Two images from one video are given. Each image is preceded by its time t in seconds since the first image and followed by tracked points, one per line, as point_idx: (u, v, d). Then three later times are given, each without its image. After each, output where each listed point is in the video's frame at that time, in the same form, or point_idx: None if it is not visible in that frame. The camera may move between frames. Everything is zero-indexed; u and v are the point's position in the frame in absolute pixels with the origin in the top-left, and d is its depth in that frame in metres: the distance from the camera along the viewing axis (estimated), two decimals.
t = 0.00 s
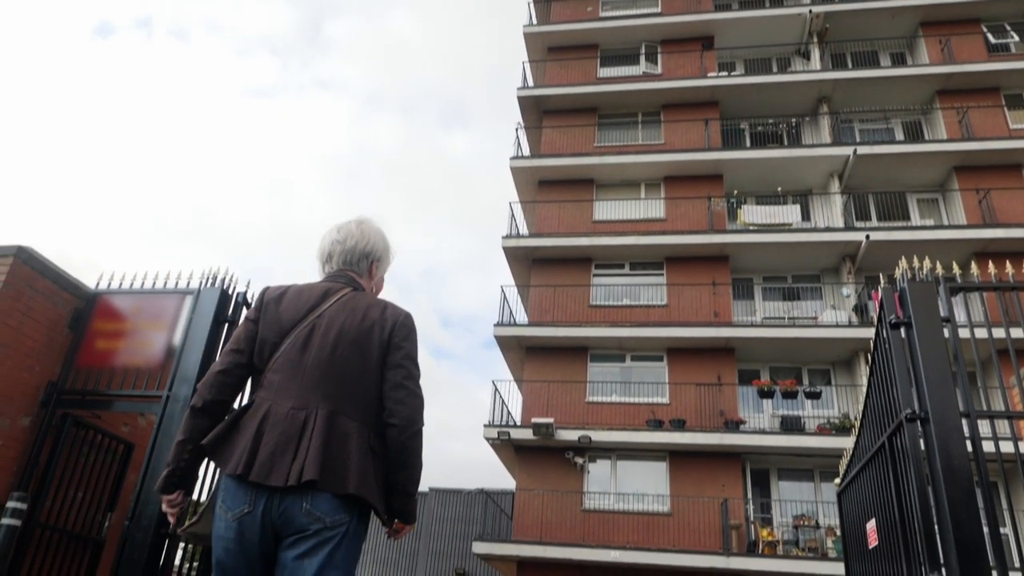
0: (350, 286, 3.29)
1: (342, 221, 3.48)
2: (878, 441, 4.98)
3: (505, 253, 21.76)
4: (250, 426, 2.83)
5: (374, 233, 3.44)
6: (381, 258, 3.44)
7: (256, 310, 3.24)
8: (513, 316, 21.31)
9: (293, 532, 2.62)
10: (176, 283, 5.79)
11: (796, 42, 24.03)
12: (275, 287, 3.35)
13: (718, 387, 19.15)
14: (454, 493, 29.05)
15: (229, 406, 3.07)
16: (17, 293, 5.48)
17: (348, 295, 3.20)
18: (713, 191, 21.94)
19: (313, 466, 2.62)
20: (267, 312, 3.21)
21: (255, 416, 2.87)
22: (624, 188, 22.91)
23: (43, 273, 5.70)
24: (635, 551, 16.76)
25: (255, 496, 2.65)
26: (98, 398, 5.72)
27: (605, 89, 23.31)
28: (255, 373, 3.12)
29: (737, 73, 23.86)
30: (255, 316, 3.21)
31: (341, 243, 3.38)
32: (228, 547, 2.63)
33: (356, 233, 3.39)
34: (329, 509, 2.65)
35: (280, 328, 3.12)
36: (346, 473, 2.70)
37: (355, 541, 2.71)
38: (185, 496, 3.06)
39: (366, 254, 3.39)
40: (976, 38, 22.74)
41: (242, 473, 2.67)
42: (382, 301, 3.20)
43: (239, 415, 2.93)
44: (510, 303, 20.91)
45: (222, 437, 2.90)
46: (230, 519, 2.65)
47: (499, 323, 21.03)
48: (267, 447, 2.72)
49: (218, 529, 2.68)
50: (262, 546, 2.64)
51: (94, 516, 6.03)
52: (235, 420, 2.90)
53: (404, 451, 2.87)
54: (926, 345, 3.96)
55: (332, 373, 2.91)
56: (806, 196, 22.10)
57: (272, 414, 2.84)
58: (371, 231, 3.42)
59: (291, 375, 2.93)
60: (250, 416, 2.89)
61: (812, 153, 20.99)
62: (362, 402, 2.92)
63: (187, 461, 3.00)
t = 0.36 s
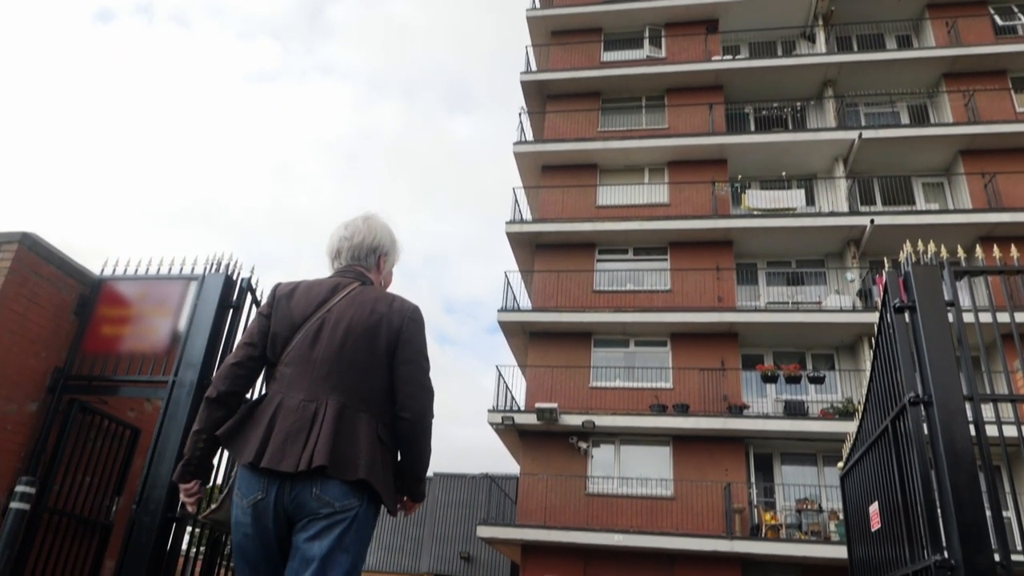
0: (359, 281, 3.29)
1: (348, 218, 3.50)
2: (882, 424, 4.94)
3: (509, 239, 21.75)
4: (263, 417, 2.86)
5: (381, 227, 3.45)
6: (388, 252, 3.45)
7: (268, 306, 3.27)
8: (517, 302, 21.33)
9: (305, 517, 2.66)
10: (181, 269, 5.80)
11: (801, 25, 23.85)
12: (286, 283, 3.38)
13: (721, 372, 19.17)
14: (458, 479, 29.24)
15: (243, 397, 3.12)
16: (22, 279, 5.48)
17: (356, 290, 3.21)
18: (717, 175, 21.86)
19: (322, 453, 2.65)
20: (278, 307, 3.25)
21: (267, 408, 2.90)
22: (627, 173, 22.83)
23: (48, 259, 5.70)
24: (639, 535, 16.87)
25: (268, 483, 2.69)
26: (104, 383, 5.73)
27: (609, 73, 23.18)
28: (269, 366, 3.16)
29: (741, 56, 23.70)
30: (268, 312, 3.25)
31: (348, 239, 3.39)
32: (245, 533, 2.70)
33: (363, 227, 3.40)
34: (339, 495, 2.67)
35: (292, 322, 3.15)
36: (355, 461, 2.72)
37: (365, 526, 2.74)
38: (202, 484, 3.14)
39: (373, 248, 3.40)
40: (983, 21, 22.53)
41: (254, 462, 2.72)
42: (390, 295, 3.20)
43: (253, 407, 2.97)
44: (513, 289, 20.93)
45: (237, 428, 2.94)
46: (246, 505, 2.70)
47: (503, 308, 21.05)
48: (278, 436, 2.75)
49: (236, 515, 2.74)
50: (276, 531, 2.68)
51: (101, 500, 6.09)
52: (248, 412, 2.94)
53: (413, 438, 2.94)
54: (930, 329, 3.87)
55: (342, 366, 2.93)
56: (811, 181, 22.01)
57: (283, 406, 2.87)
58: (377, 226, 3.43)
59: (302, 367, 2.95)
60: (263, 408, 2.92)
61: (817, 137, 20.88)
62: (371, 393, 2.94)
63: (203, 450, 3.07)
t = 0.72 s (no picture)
0: (365, 277, 3.30)
1: (353, 215, 3.52)
2: (883, 409, 4.95)
3: (511, 225, 21.73)
4: (275, 411, 2.90)
5: (385, 224, 3.46)
6: (393, 247, 3.46)
7: (278, 302, 3.30)
8: (519, 288, 21.33)
9: (315, 505, 2.69)
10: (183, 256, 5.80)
11: (805, 9, 23.67)
12: (294, 280, 3.40)
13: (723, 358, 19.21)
14: (461, 464, 29.41)
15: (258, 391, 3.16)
16: (25, 266, 5.47)
17: (362, 284, 3.22)
18: (720, 161, 21.79)
19: (331, 442, 2.68)
20: (287, 304, 3.27)
21: (279, 403, 2.94)
22: (630, 158, 22.77)
23: (50, 245, 5.68)
24: (641, 519, 16.96)
25: (279, 472, 2.74)
26: (109, 369, 5.74)
27: (611, 58, 23.05)
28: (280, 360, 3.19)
29: (745, 40, 23.54)
30: (278, 308, 3.28)
31: (353, 237, 3.41)
32: (259, 521, 2.74)
33: (368, 224, 3.42)
34: (347, 482, 2.70)
35: (300, 319, 3.18)
36: (363, 450, 2.75)
37: (375, 513, 2.76)
38: (221, 476, 3.17)
39: (377, 245, 3.41)
40: (989, 4, 22.34)
41: (266, 452, 2.76)
42: (395, 289, 3.20)
43: (265, 401, 3.02)
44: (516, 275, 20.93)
45: (250, 422, 2.98)
46: (260, 495, 2.75)
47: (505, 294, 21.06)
48: (289, 428, 2.79)
49: (251, 505, 2.79)
50: (287, 519, 2.72)
51: (108, 484, 6.14)
52: (261, 405, 2.99)
53: (421, 427, 3.00)
54: (932, 315, 3.85)
55: (349, 359, 2.95)
56: (814, 166, 21.94)
57: (293, 400, 2.90)
58: (381, 222, 3.44)
59: (311, 362, 2.98)
60: (275, 402, 2.96)
61: (820, 122, 20.78)
62: (377, 384, 2.96)
63: (221, 443, 3.12)
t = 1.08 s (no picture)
0: (370, 273, 3.31)
1: (357, 214, 3.52)
2: (886, 394, 4.95)
3: (514, 212, 21.70)
4: (287, 407, 2.93)
5: (389, 222, 3.46)
6: (397, 244, 3.46)
7: (287, 300, 3.31)
8: (522, 275, 21.34)
9: (325, 494, 2.73)
10: (186, 244, 5.80)
11: None
12: (302, 277, 3.41)
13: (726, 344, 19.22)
14: (464, 451, 29.55)
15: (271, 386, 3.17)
16: (29, 254, 5.47)
17: (367, 281, 3.23)
18: (723, 147, 21.71)
19: (342, 435, 2.72)
20: (296, 301, 3.28)
21: (290, 399, 2.97)
22: (633, 145, 22.70)
23: (54, 233, 5.68)
24: (643, 505, 17.04)
25: (290, 464, 2.77)
26: (114, 356, 5.74)
27: (614, 44, 22.92)
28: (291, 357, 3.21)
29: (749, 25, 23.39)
30: (287, 305, 3.29)
31: (357, 235, 3.42)
32: (270, 512, 2.77)
33: (372, 222, 3.42)
34: (355, 471, 2.73)
35: (309, 316, 3.19)
36: (372, 441, 2.78)
37: (383, 501, 2.79)
38: (242, 472, 3.21)
39: (381, 242, 3.41)
40: None
41: (278, 446, 2.79)
42: (400, 285, 3.21)
43: (277, 397, 3.05)
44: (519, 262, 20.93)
45: (262, 417, 3.01)
46: (271, 486, 2.78)
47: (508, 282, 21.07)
48: (300, 423, 2.82)
49: (263, 497, 2.82)
50: (297, 508, 2.75)
51: (113, 471, 6.19)
52: (273, 401, 3.01)
53: (428, 419, 3.03)
54: (935, 301, 3.83)
55: (357, 355, 2.97)
56: (818, 152, 21.85)
57: (303, 396, 2.93)
58: (385, 220, 3.45)
59: (320, 359, 3.01)
60: (286, 398, 2.99)
61: (824, 108, 20.67)
62: (384, 379, 2.98)
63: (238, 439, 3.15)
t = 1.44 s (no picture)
0: (375, 273, 3.33)
1: (361, 213, 3.54)
2: (889, 381, 4.94)
3: (516, 200, 21.67)
4: (297, 404, 2.95)
5: (392, 221, 3.49)
6: (401, 243, 3.49)
7: (295, 299, 3.33)
8: (525, 264, 21.33)
9: (335, 486, 2.75)
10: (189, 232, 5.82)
11: None
12: (309, 278, 3.43)
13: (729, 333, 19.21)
14: (468, 439, 29.66)
15: (284, 383, 3.17)
16: (33, 243, 5.47)
17: (372, 280, 3.25)
18: (726, 135, 21.62)
19: (351, 429, 2.74)
20: (303, 302, 3.30)
21: (300, 396, 2.99)
22: (635, 133, 22.62)
23: (57, 223, 5.69)
24: (646, 493, 17.10)
25: (302, 457, 2.80)
26: (118, 345, 5.75)
27: (617, 31, 22.79)
28: (301, 355, 3.22)
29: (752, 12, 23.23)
30: (295, 305, 3.31)
31: (361, 235, 3.44)
32: (282, 504, 2.80)
33: (376, 223, 3.45)
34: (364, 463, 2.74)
35: (316, 316, 3.21)
36: (381, 435, 2.79)
37: (393, 491, 2.80)
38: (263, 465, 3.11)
39: (385, 242, 3.44)
40: None
41: (291, 441, 2.82)
42: (405, 283, 3.23)
43: (288, 395, 3.07)
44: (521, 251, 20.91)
45: (275, 415, 3.03)
46: (285, 479, 2.82)
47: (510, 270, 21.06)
48: (310, 419, 2.84)
49: (277, 490, 2.86)
50: (309, 500, 2.78)
51: (118, 459, 6.22)
52: (286, 398, 3.02)
53: (435, 413, 3.04)
54: (939, 288, 3.81)
55: (365, 351, 2.99)
56: (821, 140, 21.75)
57: (313, 393, 2.95)
58: (388, 220, 3.47)
59: (329, 357, 3.03)
60: (296, 395, 3.01)
61: (828, 95, 20.56)
62: (391, 375, 3.00)
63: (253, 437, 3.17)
